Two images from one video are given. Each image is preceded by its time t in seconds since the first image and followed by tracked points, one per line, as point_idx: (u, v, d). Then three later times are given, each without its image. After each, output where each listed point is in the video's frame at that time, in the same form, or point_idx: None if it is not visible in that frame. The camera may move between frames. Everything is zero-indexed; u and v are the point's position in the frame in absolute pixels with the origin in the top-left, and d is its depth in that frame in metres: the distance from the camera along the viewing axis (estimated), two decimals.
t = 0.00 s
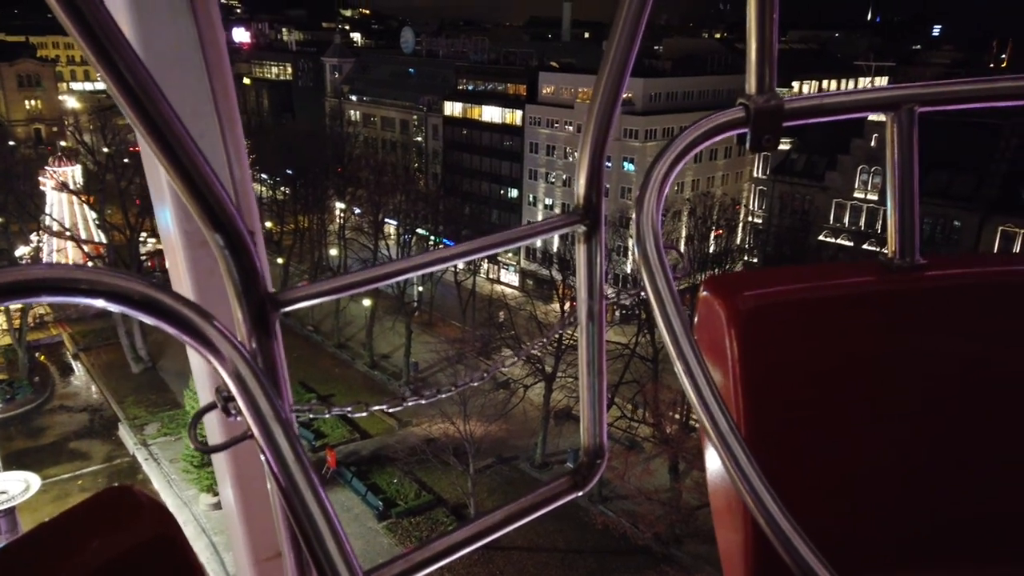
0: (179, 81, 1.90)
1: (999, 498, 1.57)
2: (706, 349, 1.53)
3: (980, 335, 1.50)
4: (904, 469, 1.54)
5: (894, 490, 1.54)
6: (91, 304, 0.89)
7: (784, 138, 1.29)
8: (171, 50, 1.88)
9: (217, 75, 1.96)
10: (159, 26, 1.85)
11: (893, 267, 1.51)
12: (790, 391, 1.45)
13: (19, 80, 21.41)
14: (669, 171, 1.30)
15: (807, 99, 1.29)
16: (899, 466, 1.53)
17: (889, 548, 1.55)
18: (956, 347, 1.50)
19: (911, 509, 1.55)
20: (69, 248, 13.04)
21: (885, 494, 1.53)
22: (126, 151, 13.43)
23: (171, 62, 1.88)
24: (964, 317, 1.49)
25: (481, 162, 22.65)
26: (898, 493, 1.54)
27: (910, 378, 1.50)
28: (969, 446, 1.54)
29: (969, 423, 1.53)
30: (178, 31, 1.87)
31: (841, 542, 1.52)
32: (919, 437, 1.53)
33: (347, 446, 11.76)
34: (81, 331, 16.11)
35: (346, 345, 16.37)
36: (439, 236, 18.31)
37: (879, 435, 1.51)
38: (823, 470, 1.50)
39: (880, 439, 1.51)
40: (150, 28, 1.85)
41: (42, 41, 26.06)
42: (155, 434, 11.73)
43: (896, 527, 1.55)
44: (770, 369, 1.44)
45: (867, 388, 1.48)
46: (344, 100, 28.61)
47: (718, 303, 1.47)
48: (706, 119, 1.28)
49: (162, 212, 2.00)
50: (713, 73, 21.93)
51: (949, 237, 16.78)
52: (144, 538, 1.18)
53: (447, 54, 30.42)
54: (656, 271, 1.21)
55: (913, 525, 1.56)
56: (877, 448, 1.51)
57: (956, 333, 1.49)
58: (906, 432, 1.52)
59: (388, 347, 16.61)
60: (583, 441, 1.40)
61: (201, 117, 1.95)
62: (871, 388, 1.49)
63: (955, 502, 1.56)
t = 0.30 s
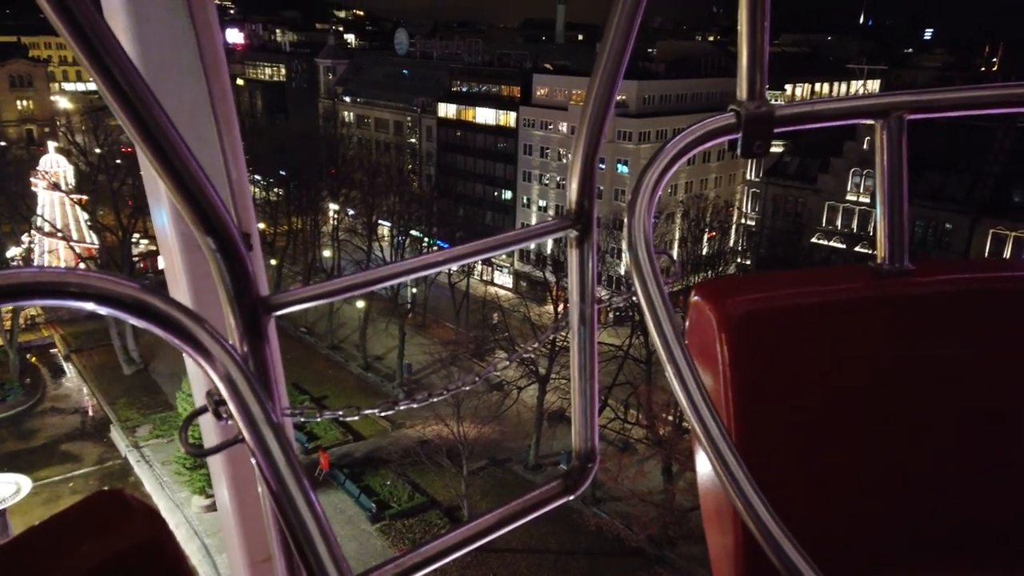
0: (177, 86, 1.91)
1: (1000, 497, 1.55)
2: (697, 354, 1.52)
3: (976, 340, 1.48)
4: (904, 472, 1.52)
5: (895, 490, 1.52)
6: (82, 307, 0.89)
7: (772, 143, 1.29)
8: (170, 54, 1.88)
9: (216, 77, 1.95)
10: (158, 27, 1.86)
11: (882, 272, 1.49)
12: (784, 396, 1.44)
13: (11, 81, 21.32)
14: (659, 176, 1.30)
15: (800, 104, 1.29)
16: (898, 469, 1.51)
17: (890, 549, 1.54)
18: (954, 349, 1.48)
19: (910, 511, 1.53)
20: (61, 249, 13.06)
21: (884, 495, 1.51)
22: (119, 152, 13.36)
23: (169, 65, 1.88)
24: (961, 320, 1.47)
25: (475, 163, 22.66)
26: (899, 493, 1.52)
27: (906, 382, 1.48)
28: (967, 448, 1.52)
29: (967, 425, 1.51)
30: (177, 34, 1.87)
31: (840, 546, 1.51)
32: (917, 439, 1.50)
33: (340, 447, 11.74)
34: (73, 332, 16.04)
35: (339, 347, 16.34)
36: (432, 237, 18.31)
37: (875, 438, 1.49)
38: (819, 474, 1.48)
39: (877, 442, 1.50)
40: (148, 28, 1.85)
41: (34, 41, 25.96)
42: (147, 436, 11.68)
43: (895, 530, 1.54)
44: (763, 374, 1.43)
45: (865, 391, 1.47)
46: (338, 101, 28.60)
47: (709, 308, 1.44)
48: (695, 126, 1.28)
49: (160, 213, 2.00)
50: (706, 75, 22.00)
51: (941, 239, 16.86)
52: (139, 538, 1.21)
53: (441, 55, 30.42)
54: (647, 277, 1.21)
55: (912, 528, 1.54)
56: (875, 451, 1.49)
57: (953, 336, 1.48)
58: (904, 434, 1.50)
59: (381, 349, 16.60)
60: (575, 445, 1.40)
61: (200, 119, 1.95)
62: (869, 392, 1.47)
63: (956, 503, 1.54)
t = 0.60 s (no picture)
0: (162, 90, 1.90)
1: (990, 502, 1.55)
2: (681, 361, 1.51)
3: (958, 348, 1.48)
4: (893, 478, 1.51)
5: (884, 496, 1.52)
6: (64, 317, 0.88)
7: (755, 152, 1.31)
8: (157, 58, 1.87)
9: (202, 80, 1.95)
10: (142, 32, 1.84)
11: (864, 281, 1.50)
12: (770, 404, 1.44)
13: None
14: (644, 185, 1.31)
15: (780, 117, 1.31)
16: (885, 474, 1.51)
17: (879, 556, 1.54)
18: (940, 353, 1.48)
19: (899, 515, 1.52)
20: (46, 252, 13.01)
21: (872, 500, 1.51)
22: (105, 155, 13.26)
23: (155, 72, 1.87)
24: (946, 328, 1.48)
25: (463, 167, 22.66)
26: (888, 497, 1.52)
27: (890, 389, 1.48)
28: (957, 456, 1.52)
29: (957, 432, 1.51)
30: (164, 38, 1.86)
31: (827, 551, 1.51)
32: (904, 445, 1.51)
33: (328, 452, 11.70)
34: (58, 337, 15.89)
35: (327, 351, 16.29)
36: (421, 241, 18.30)
37: (863, 443, 1.49)
38: (805, 481, 1.48)
39: (866, 448, 1.50)
40: (134, 34, 1.84)
41: (20, 44, 25.80)
42: (132, 440, 11.59)
43: (884, 538, 1.54)
44: (748, 380, 1.43)
45: (852, 398, 1.47)
46: (326, 104, 28.60)
47: (693, 316, 1.44)
48: (679, 135, 1.29)
49: (144, 218, 1.99)
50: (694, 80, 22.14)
51: (925, 243, 17.00)
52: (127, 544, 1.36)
53: (429, 59, 30.42)
54: (631, 285, 1.22)
55: (901, 534, 1.54)
56: (862, 456, 1.49)
57: (937, 341, 1.48)
58: (893, 439, 1.50)
59: (370, 353, 16.57)
60: (559, 453, 1.40)
61: (185, 127, 1.95)
62: (856, 399, 1.47)
63: (943, 508, 1.54)
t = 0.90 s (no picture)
0: (153, 95, 1.89)
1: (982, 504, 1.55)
2: (673, 367, 1.52)
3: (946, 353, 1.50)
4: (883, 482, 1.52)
5: (875, 498, 1.52)
6: (58, 327, 0.88)
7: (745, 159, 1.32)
8: (146, 65, 1.87)
9: (188, 83, 1.97)
10: (129, 39, 1.84)
11: (853, 287, 1.51)
12: (762, 410, 1.45)
13: None
14: (635, 194, 1.32)
15: (769, 126, 1.32)
16: (877, 478, 1.52)
17: (871, 559, 1.54)
18: (930, 359, 1.50)
19: (891, 520, 1.53)
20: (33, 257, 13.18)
21: (863, 504, 1.52)
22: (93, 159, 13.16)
23: (144, 79, 1.87)
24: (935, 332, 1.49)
25: (454, 172, 22.68)
26: (879, 500, 1.53)
27: (881, 393, 1.49)
28: (947, 459, 1.53)
29: (949, 435, 1.52)
30: (153, 44, 1.87)
31: (819, 555, 1.51)
32: (895, 449, 1.52)
33: (318, 458, 11.66)
34: (45, 342, 15.75)
35: (317, 356, 16.24)
36: (412, 246, 18.30)
37: (854, 447, 1.50)
38: (797, 486, 1.48)
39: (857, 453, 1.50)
40: (122, 40, 1.83)
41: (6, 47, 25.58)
42: (120, 447, 11.52)
43: (875, 541, 1.54)
44: (740, 385, 1.43)
45: (842, 402, 1.48)
46: (316, 109, 28.58)
47: (684, 322, 1.45)
48: (670, 142, 1.30)
49: (131, 222, 1.98)
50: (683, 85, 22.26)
51: (913, 249, 17.12)
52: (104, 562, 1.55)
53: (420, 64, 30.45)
54: (622, 291, 1.23)
55: (892, 536, 1.54)
56: (852, 460, 1.50)
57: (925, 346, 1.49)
58: (883, 444, 1.51)
59: (360, 358, 16.54)
60: (552, 460, 1.40)
61: (173, 133, 1.95)
62: (846, 404, 1.48)
63: (935, 510, 1.55)
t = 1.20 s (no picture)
0: (149, 104, 1.90)
1: (980, 507, 1.56)
2: (673, 372, 1.52)
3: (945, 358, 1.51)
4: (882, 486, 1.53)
5: (875, 500, 1.53)
6: (64, 337, 0.88)
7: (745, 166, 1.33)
8: (141, 73, 1.87)
9: (185, 91, 1.96)
10: (125, 48, 1.85)
11: (851, 294, 1.53)
12: (761, 415, 1.46)
13: None
14: (635, 204, 1.33)
15: (768, 133, 1.33)
16: (875, 482, 1.53)
17: (871, 562, 1.55)
18: (926, 364, 1.51)
19: (890, 524, 1.54)
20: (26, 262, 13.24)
21: (862, 507, 1.52)
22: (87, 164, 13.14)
23: (141, 86, 1.88)
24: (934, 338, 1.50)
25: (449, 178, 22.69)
26: (877, 503, 1.54)
27: (880, 398, 1.50)
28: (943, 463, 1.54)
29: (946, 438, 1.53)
30: (148, 53, 1.87)
31: (819, 558, 1.52)
32: (894, 454, 1.53)
33: (311, 464, 11.63)
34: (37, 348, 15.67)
35: (311, 361, 16.21)
36: (406, 251, 18.30)
37: (853, 452, 1.51)
38: (796, 491, 1.49)
39: (857, 456, 1.51)
40: (116, 49, 1.84)
41: None
42: (113, 453, 11.50)
43: (875, 545, 1.55)
44: (739, 391, 1.44)
45: (842, 408, 1.49)
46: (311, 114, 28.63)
47: (684, 328, 1.46)
48: (670, 150, 1.31)
49: (125, 229, 1.98)
50: (677, 92, 22.37)
51: (906, 254, 17.16)
52: (113, 574, 1.42)
53: (415, 70, 30.53)
54: (623, 297, 1.24)
55: (890, 539, 1.55)
56: (852, 465, 1.51)
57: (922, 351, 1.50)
58: (882, 449, 1.52)
59: (355, 363, 16.52)
60: (554, 467, 1.41)
61: (171, 140, 1.95)
62: (846, 409, 1.49)
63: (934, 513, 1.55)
